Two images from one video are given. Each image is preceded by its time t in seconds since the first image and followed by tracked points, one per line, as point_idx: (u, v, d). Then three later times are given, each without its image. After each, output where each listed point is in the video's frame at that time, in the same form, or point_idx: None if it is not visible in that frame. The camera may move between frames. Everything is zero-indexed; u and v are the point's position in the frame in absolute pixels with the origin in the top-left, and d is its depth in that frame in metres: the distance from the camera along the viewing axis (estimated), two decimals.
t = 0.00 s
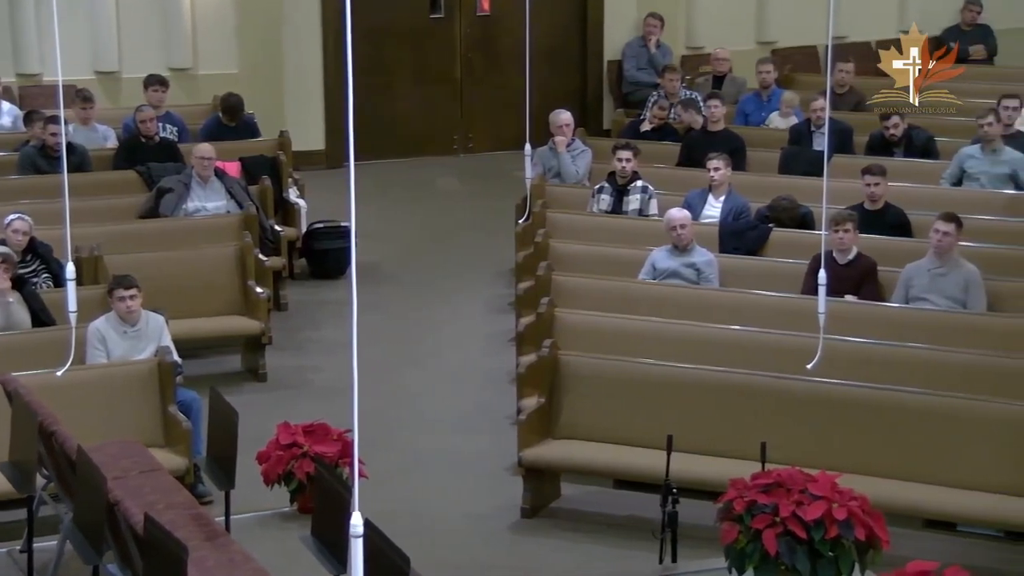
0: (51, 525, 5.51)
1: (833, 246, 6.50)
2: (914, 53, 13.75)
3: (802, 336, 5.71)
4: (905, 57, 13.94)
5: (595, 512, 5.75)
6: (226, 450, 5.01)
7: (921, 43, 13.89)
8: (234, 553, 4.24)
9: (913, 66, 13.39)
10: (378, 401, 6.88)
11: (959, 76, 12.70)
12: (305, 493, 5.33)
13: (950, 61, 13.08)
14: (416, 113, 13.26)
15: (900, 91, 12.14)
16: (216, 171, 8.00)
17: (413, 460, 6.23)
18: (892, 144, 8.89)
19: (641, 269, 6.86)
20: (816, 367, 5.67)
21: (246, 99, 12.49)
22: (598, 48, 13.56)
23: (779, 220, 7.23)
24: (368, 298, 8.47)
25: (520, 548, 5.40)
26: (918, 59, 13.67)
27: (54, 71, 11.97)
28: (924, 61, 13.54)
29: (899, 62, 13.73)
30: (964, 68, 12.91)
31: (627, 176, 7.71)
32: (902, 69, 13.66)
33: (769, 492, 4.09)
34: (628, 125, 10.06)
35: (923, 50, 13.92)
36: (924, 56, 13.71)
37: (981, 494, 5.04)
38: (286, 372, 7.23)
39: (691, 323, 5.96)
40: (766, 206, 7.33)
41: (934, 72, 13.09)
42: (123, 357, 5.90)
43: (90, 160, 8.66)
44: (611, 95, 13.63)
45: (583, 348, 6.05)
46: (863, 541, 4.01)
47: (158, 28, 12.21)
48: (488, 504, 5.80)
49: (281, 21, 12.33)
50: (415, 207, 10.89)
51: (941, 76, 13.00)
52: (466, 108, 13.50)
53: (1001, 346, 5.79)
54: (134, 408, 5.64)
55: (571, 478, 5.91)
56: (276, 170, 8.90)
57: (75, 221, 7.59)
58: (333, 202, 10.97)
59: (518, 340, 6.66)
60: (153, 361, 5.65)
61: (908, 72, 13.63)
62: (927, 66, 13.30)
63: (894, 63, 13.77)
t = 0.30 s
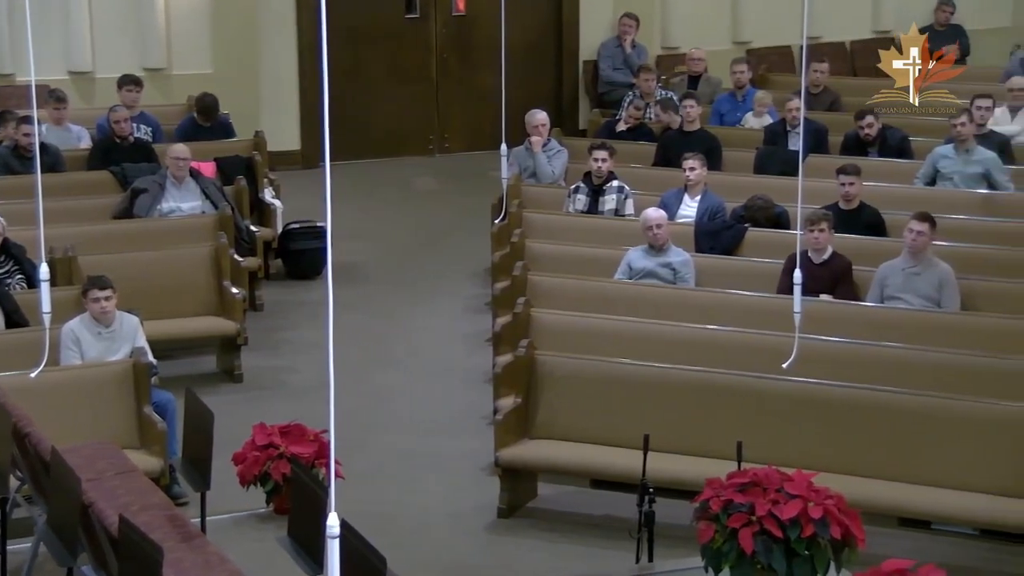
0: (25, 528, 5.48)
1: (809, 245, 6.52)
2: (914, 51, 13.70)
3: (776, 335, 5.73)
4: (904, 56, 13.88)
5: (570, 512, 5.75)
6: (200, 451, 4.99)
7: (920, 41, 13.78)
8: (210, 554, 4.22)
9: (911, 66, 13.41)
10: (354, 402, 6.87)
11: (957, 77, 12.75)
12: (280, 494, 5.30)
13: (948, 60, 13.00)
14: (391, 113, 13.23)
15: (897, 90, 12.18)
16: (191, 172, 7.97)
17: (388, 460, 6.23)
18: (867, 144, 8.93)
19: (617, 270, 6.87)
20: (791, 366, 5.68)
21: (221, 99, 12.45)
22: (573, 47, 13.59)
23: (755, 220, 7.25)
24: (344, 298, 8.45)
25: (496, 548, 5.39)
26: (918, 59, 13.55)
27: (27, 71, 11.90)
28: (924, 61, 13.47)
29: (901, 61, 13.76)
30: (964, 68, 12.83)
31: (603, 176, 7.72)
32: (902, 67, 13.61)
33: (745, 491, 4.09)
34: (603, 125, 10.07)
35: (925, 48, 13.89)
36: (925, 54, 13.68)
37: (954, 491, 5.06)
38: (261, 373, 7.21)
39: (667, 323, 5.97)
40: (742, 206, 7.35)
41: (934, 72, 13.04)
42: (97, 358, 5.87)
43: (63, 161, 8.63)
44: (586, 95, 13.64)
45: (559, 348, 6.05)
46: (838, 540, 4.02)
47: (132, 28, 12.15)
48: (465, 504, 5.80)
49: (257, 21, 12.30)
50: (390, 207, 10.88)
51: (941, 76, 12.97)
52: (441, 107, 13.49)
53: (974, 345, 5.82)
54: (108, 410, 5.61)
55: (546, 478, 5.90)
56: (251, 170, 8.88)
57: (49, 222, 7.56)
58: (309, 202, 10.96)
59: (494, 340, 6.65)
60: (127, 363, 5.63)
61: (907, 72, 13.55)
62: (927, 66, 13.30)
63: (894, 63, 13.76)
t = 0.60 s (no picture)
0: None
1: (784, 245, 6.54)
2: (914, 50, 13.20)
3: (752, 334, 5.74)
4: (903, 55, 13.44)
5: (547, 512, 5.75)
6: (175, 452, 4.98)
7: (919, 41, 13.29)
8: (185, 555, 4.21)
9: (910, 65, 13.10)
10: (331, 402, 6.86)
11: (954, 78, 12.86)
12: (257, 495, 5.13)
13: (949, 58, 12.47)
14: (366, 113, 13.22)
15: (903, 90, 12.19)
16: (165, 172, 7.94)
17: (365, 460, 6.22)
18: (841, 144, 8.96)
19: (592, 270, 6.87)
20: (767, 365, 5.69)
21: (195, 99, 12.39)
22: (549, 47, 13.60)
23: (730, 219, 7.27)
24: (319, 299, 8.44)
25: (473, 548, 5.39)
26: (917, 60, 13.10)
27: None
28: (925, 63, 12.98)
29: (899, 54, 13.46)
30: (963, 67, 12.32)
31: (579, 176, 7.73)
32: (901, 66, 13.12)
33: (721, 491, 4.10)
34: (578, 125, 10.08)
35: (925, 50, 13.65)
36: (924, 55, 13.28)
37: (928, 490, 5.08)
38: (237, 374, 7.19)
39: (644, 323, 5.97)
40: (717, 206, 7.37)
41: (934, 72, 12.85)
42: (71, 359, 5.85)
43: (36, 161, 8.59)
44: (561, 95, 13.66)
45: (536, 348, 6.05)
46: (813, 539, 4.03)
47: (106, 28, 12.08)
48: (442, 504, 5.80)
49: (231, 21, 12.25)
50: (366, 207, 10.86)
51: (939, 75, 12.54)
52: (416, 106, 13.47)
53: (948, 343, 5.84)
54: (83, 411, 5.59)
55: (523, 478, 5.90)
56: (226, 171, 8.86)
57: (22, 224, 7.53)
58: (284, 203, 10.93)
59: (471, 340, 6.64)
60: (101, 364, 5.60)
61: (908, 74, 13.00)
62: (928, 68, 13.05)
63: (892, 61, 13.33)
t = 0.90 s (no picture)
0: None
1: (759, 244, 6.55)
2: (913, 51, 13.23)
3: (728, 334, 5.75)
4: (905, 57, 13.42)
5: (523, 512, 5.75)
6: (149, 453, 4.96)
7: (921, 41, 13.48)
8: (161, 557, 4.18)
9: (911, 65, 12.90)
10: (307, 403, 6.84)
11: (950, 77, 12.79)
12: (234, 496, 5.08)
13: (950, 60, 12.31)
14: (342, 113, 13.19)
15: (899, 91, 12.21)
16: (140, 173, 7.91)
17: (341, 461, 6.21)
18: (816, 144, 8.98)
19: (568, 269, 6.87)
20: (744, 364, 5.70)
21: (171, 99, 12.34)
22: (525, 48, 13.61)
23: (705, 219, 7.29)
24: (295, 299, 8.42)
25: (450, 549, 5.38)
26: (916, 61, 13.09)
27: None
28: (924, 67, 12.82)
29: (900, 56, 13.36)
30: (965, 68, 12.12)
31: (555, 176, 7.74)
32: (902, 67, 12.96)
33: (697, 490, 4.10)
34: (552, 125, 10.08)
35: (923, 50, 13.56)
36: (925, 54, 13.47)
37: (903, 489, 5.10)
38: (212, 374, 7.17)
39: (620, 323, 5.98)
40: (693, 206, 7.39)
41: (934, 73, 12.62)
42: (45, 360, 5.82)
43: (9, 162, 8.55)
44: (538, 95, 13.66)
45: (512, 348, 6.06)
46: (789, 537, 4.03)
47: (80, 29, 12.03)
48: (418, 504, 5.79)
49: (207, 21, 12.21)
50: (341, 207, 10.85)
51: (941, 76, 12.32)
52: (392, 106, 13.46)
53: (924, 342, 5.86)
54: (56, 413, 5.56)
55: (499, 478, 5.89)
56: (201, 171, 8.84)
57: None
58: (259, 203, 10.91)
59: (447, 341, 6.63)
60: (75, 365, 5.58)
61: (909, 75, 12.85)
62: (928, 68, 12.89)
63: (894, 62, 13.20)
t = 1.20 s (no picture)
0: None
1: (735, 244, 6.56)
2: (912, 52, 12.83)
3: (705, 334, 5.77)
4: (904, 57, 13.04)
5: (500, 512, 5.75)
6: (124, 454, 4.94)
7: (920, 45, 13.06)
8: (136, 559, 4.16)
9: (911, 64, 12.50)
10: (284, 403, 6.83)
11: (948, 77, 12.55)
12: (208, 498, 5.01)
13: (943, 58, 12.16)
14: (318, 113, 13.16)
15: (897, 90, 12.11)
16: (114, 173, 7.88)
17: (318, 461, 6.20)
18: (791, 143, 9.01)
19: (545, 269, 6.87)
20: (720, 364, 5.71)
21: (145, 100, 12.29)
22: (500, 48, 13.62)
23: (681, 219, 7.29)
24: (270, 299, 8.40)
25: (427, 549, 5.38)
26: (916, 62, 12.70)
27: None
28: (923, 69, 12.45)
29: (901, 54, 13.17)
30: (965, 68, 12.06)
31: (531, 176, 7.74)
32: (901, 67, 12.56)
33: (673, 489, 4.11)
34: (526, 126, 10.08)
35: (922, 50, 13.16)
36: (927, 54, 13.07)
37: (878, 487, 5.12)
38: (187, 375, 7.15)
39: (596, 322, 5.98)
40: (669, 205, 7.40)
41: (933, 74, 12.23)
42: (18, 361, 5.79)
43: None
44: (513, 95, 13.68)
45: (488, 348, 6.06)
46: (764, 536, 4.04)
47: (53, 29, 11.96)
48: (395, 504, 5.78)
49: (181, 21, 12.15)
50: (316, 207, 10.83)
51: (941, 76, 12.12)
52: (368, 106, 13.44)
53: (901, 341, 5.88)
54: (30, 414, 5.54)
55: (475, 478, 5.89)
56: (175, 171, 8.80)
57: None
58: (234, 203, 10.88)
59: (424, 341, 6.62)
60: (49, 366, 5.56)
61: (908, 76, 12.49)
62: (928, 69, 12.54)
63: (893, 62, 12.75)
